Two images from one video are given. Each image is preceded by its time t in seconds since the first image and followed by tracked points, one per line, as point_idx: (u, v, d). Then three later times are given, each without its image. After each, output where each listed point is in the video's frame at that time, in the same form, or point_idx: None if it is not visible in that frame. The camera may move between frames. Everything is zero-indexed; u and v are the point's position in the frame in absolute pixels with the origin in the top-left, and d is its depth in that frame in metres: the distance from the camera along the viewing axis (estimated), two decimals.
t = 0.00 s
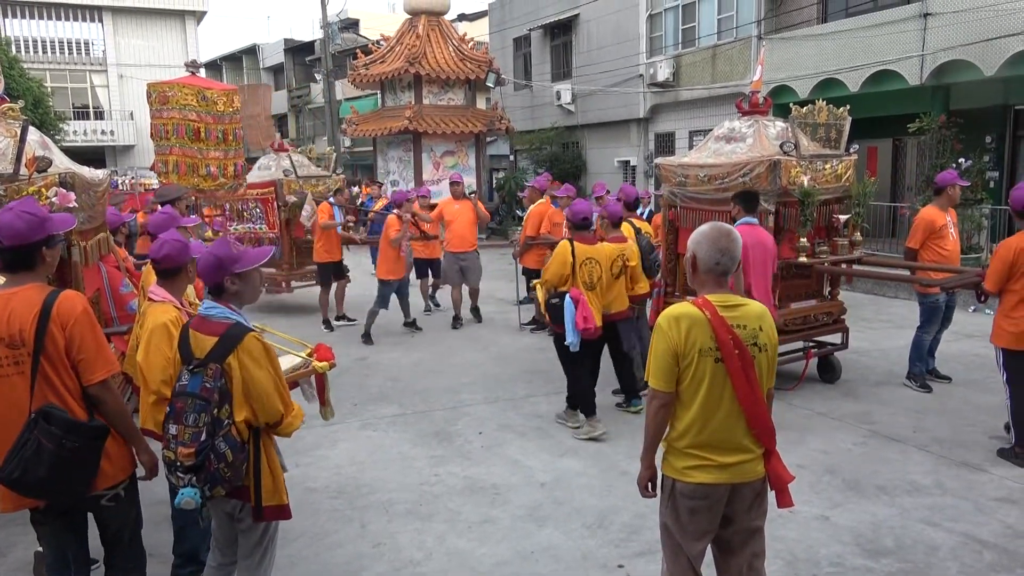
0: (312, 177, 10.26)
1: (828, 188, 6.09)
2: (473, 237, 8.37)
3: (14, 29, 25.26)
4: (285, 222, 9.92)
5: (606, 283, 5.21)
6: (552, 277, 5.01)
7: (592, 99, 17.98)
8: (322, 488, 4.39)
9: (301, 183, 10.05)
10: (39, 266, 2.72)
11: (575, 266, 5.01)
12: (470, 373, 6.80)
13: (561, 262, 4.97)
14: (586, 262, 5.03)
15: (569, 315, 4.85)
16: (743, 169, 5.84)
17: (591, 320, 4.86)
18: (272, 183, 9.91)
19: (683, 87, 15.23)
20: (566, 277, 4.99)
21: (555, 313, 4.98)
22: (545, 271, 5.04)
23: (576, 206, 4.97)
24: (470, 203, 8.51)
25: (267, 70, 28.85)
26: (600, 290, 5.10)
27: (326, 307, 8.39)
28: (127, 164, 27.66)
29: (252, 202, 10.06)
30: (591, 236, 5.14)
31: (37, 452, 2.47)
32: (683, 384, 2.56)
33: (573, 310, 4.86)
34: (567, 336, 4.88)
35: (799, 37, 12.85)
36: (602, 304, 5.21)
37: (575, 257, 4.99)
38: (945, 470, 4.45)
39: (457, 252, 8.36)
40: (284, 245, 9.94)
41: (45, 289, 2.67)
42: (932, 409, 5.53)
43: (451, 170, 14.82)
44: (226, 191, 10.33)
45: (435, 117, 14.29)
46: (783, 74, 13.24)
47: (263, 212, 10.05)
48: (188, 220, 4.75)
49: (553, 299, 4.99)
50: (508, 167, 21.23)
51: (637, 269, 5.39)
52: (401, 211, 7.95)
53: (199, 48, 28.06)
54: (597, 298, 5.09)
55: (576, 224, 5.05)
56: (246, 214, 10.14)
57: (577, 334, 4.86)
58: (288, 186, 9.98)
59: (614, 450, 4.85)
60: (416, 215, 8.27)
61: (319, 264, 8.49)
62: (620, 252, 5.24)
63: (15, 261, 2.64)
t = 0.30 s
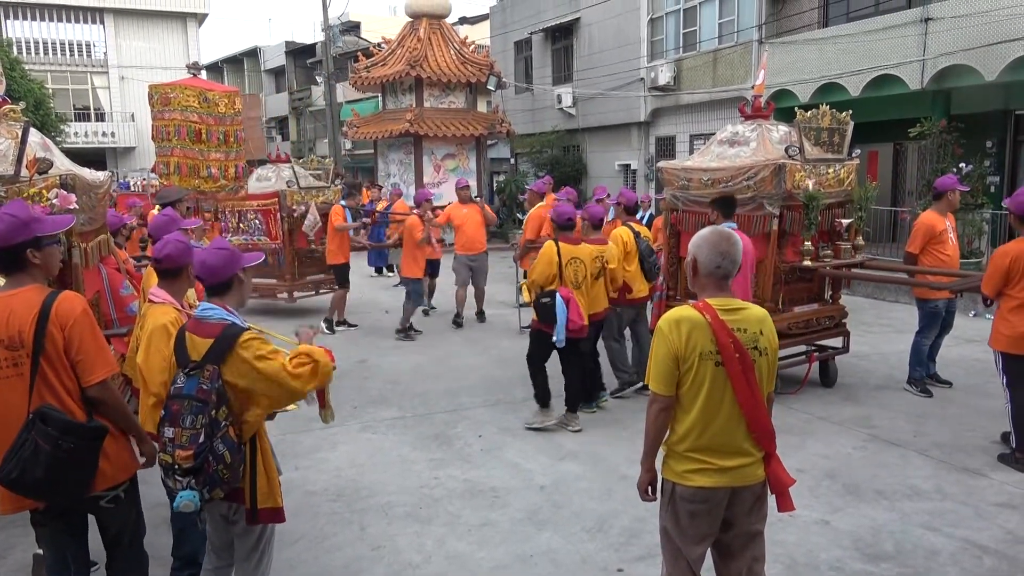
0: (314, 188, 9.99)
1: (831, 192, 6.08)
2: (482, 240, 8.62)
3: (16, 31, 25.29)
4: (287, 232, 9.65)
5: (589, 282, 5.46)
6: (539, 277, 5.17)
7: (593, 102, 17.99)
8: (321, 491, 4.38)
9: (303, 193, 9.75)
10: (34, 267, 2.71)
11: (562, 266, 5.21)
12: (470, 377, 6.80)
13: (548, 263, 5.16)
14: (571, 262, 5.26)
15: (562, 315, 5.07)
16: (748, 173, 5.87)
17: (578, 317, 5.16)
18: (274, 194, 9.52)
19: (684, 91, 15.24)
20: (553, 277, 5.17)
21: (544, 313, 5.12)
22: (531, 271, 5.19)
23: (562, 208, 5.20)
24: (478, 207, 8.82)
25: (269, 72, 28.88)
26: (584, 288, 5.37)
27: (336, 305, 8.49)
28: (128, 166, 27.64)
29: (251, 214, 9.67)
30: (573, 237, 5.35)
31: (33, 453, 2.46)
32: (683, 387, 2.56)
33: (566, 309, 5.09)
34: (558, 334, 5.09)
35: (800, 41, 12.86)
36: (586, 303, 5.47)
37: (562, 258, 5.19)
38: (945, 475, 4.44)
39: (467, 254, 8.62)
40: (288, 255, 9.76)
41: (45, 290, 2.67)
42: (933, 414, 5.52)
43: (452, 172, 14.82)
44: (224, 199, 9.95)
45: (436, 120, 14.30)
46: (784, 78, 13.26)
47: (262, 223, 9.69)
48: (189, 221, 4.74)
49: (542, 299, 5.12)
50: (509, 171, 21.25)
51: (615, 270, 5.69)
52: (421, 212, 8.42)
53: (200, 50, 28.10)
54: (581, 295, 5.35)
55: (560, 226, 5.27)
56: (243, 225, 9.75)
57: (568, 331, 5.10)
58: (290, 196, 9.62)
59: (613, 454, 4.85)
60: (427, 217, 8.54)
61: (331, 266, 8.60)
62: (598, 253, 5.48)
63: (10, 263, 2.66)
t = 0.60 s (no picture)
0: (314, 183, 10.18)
1: (835, 195, 6.10)
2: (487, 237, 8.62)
3: (17, 33, 25.32)
4: (292, 226, 9.74)
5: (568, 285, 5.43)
6: (514, 282, 5.25)
7: (594, 105, 18.01)
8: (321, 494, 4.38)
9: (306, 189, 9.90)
10: (33, 268, 2.71)
11: (535, 270, 5.25)
12: (470, 379, 6.79)
13: (521, 266, 5.23)
14: (547, 266, 5.28)
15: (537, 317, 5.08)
16: (753, 176, 5.85)
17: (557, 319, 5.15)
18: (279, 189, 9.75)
19: (684, 95, 15.26)
20: (527, 280, 5.24)
21: (521, 317, 5.16)
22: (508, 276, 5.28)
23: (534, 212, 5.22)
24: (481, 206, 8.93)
25: (270, 75, 28.92)
26: (563, 290, 5.36)
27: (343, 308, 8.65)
28: (128, 169, 27.66)
29: (254, 207, 9.84)
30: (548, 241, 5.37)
31: (26, 453, 2.47)
32: (684, 390, 2.56)
33: (540, 313, 5.10)
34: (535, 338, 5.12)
35: (801, 45, 12.88)
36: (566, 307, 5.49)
37: (535, 261, 5.24)
38: (946, 479, 4.44)
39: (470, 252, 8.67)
40: (291, 252, 9.85)
41: (44, 291, 2.67)
42: (933, 417, 5.52)
43: (453, 175, 14.84)
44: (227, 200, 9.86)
45: (436, 123, 14.30)
46: (784, 82, 13.28)
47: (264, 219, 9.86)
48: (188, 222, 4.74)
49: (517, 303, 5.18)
50: (509, 174, 21.27)
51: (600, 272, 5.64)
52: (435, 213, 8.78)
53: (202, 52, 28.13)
54: (561, 298, 5.35)
55: (535, 230, 5.32)
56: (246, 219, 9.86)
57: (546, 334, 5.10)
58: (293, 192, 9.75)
59: (613, 457, 4.85)
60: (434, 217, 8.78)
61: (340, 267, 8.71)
62: (582, 256, 5.47)
63: (9, 264, 2.66)
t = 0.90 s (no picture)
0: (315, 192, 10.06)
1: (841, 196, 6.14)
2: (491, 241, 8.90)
3: (17, 38, 25.33)
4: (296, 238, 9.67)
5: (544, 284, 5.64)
6: (486, 279, 5.46)
7: (593, 108, 18.01)
8: (322, 497, 4.37)
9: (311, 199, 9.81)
10: (31, 272, 2.71)
11: (507, 270, 5.44)
12: (471, 382, 6.79)
13: (494, 266, 5.42)
14: (519, 266, 5.44)
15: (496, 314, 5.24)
16: (761, 178, 5.81)
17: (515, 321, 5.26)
18: (282, 201, 9.49)
19: (684, 97, 15.26)
20: (498, 280, 5.44)
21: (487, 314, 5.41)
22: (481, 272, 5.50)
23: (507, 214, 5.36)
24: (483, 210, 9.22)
25: (269, 79, 28.93)
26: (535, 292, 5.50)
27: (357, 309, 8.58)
28: (128, 173, 27.62)
29: (255, 219, 9.67)
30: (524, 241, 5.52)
31: (26, 455, 2.47)
32: (685, 390, 2.55)
33: (499, 314, 5.26)
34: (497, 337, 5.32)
35: (800, 47, 12.87)
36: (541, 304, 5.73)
37: (506, 262, 5.42)
38: (947, 480, 4.43)
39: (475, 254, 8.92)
40: (296, 261, 9.77)
41: (44, 295, 2.67)
42: (934, 419, 5.52)
43: (453, 179, 14.85)
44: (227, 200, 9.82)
45: (436, 126, 14.31)
46: (784, 83, 13.27)
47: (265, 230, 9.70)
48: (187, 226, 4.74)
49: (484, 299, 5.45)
50: (509, 177, 21.27)
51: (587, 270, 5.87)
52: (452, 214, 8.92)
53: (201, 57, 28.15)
54: (533, 299, 5.49)
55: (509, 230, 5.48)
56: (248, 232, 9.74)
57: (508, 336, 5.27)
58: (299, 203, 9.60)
59: (614, 459, 4.84)
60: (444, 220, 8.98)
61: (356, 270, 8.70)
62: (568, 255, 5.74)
63: (6, 268, 2.66)
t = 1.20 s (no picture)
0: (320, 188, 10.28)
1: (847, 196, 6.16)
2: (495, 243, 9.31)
3: (17, 43, 25.38)
4: (304, 230, 9.90)
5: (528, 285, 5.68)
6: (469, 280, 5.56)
7: (593, 110, 18.02)
8: (323, 501, 4.37)
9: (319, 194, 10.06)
10: (32, 276, 2.71)
11: (489, 271, 5.52)
12: (472, 385, 6.79)
13: (477, 266, 5.53)
14: (501, 267, 5.53)
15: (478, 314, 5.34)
16: (769, 179, 5.82)
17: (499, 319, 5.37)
18: (292, 193, 9.68)
19: (683, 98, 15.26)
20: (481, 281, 5.52)
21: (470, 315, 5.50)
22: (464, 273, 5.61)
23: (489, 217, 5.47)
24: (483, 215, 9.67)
25: (269, 82, 28.98)
26: (518, 293, 5.58)
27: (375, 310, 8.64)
28: (128, 177, 27.62)
29: (263, 212, 9.73)
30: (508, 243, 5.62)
31: (31, 458, 2.46)
32: (685, 391, 2.55)
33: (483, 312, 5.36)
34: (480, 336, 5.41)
35: (799, 48, 12.88)
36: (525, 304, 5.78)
37: (488, 263, 5.51)
38: (949, 481, 4.43)
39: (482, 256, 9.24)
40: (301, 253, 9.98)
41: (45, 299, 2.68)
42: (935, 418, 5.51)
43: (453, 181, 14.86)
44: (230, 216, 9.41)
45: (436, 129, 14.33)
46: (784, 84, 13.27)
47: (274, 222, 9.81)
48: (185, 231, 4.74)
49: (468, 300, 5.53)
50: (509, 179, 21.29)
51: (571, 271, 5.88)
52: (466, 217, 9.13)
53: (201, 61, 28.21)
54: (515, 300, 5.57)
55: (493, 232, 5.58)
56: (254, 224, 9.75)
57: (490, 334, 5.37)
58: (307, 196, 9.85)
59: (615, 461, 4.83)
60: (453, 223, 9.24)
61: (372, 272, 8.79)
62: (552, 257, 5.77)
63: (7, 273, 2.66)
